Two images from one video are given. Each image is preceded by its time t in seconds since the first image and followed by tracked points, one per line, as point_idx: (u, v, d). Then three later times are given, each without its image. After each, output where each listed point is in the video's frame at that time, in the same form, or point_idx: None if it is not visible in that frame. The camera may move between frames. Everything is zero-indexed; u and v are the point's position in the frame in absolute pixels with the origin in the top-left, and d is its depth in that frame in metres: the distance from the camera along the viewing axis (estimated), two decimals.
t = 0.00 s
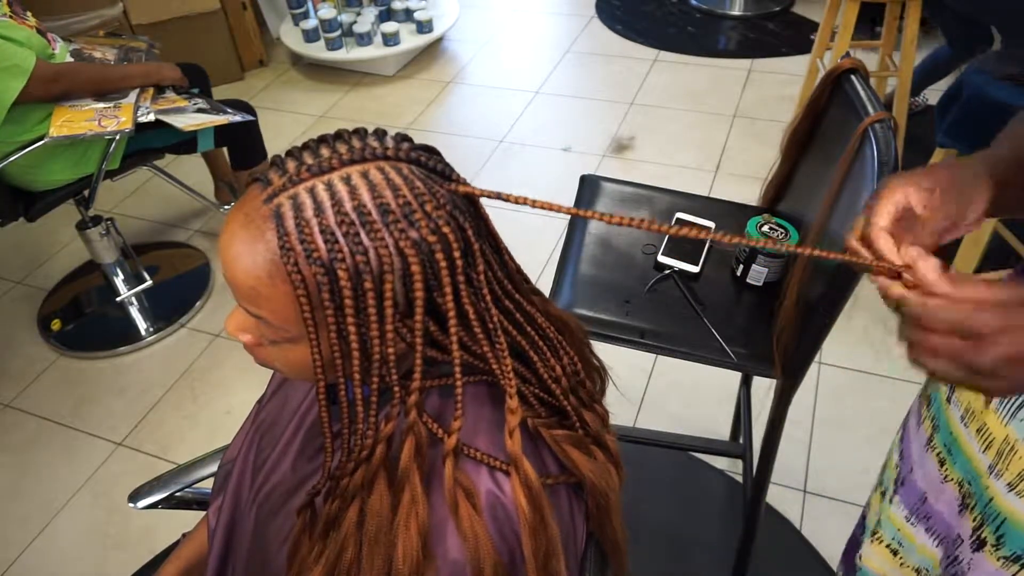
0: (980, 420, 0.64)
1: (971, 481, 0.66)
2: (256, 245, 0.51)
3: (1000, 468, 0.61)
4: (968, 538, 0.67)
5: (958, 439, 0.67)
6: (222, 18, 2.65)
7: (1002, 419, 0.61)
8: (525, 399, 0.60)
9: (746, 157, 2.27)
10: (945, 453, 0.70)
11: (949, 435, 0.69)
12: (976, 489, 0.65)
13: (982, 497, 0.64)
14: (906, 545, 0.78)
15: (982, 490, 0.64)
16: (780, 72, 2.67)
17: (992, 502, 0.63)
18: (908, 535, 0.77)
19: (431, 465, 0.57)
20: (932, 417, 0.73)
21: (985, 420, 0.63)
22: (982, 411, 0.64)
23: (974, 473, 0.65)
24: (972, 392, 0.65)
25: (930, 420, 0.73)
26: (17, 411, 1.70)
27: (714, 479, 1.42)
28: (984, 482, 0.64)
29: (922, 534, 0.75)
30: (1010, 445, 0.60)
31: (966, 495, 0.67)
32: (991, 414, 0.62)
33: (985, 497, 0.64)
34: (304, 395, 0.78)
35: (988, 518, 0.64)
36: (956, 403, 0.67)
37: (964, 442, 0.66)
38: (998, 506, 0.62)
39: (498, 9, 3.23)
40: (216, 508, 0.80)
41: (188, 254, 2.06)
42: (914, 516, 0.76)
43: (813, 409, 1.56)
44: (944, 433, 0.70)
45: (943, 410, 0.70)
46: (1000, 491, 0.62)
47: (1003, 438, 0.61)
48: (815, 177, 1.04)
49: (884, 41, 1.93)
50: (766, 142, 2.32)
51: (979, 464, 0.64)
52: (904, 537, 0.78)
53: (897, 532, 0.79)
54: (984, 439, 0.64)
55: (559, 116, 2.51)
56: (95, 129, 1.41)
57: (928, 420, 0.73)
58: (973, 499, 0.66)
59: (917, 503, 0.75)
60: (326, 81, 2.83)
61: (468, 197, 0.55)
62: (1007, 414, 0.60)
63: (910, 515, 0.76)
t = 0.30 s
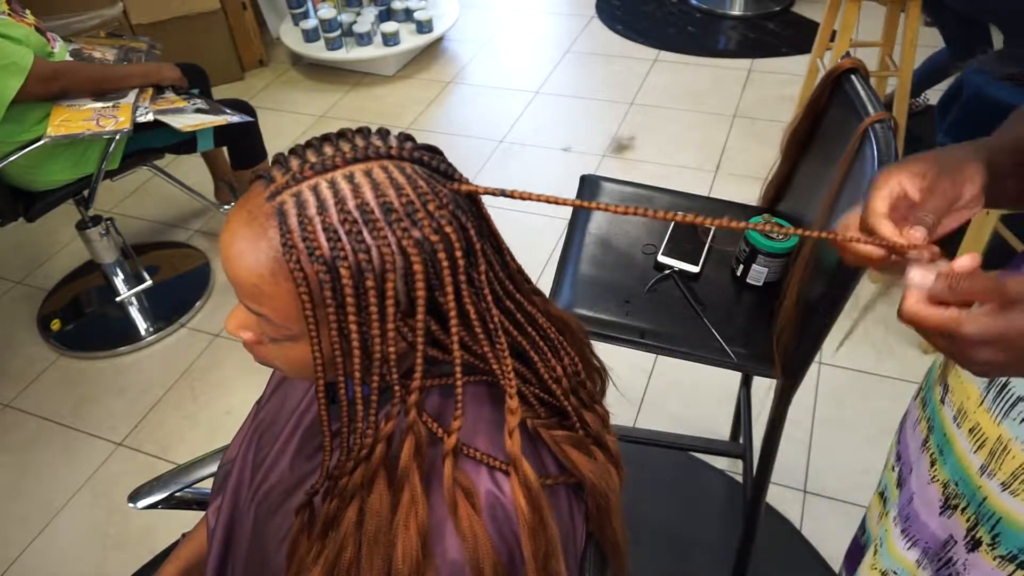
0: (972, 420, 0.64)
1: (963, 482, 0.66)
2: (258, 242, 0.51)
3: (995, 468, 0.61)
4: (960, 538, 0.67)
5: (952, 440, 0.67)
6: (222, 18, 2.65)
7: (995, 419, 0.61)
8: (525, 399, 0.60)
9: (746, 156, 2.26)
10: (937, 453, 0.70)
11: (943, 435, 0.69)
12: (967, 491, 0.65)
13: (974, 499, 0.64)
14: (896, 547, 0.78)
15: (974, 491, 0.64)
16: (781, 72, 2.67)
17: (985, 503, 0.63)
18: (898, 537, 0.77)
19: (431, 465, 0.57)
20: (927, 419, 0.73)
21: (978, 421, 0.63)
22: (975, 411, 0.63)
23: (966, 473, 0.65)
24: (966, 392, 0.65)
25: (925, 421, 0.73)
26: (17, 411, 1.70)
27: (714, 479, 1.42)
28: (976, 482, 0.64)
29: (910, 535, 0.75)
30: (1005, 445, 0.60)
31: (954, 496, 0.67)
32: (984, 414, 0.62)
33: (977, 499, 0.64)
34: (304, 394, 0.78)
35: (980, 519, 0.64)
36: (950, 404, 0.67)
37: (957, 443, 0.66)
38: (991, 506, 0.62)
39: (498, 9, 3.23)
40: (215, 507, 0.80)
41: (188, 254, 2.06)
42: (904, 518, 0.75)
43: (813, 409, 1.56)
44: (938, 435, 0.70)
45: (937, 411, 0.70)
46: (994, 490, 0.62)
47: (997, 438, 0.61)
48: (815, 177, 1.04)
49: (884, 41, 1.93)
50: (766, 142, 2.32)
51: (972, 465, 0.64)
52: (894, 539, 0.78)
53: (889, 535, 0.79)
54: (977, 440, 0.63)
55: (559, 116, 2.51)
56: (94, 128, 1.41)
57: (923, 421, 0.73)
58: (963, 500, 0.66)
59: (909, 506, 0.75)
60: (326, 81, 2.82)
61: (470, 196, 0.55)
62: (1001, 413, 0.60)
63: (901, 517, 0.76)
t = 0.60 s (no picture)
0: (966, 416, 0.64)
1: (956, 478, 0.66)
2: (262, 239, 0.51)
3: (988, 464, 0.61)
4: (952, 535, 0.67)
5: (946, 437, 0.67)
6: (222, 18, 2.65)
7: (988, 415, 0.61)
8: (527, 399, 0.60)
9: (746, 157, 2.26)
10: (931, 450, 0.70)
11: (936, 432, 0.69)
12: (961, 487, 0.65)
13: (967, 495, 0.64)
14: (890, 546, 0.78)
15: (967, 487, 0.64)
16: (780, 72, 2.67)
17: (978, 498, 0.63)
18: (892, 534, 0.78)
19: (432, 463, 0.57)
20: (920, 416, 0.73)
21: (971, 417, 0.63)
22: (968, 407, 0.63)
23: (959, 469, 0.65)
24: (959, 389, 0.65)
25: (919, 418, 0.73)
26: (17, 411, 1.70)
27: (714, 479, 1.42)
28: (969, 478, 0.64)
29: (904, 533, 0.75)
30: (998, 440, 0.60)
31: (948, 493, 0.67)
32: (977, 411, 0.62)
33: (971, 495, 0.64)
34: (304, 392, 0.78)
35: (973, 515, 0.64)
36: (943, 400, 0.67)
37: (950, 439, 0.66)
38: (984, 502, 0.62)
39: (498, 9, 3.23)
40: (215, 506, 0.80)
41: (188, 254, 2.06)
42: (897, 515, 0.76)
43: (813, 409, 1.56)
44: (931, 432, 0.70)
45: (931, 408, 0.70)
46: (987, 486, 0.61)
47: (990, 434, 0.61)
48: (815, 177, 1.04)
49: (883, 41, 1.93)
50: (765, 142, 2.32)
51: (965, 462, 0.64)
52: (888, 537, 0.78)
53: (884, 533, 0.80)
54: (970, 436, 0.63)
55: (559, 116, 2.51)
56: (94, 129, 1.41)
57: (917, 419, 0.73)
58: (957, 497, 0.66)
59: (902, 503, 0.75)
60: (326, 82, 2.82)
61: (473, 194, 0.55)
62: (995, 409, 0.60)
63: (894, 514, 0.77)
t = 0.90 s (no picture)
0: (982, 407, 0.64)
1: (971, 469, 0.66)
2: (255, 242, 0.51)
3: (1007, 455, 0.61)
4: (967, 526, 0.67)
5: (959, 429, 0.67)
6: (222, 18, 2.65)
7: (1006, 407, 0.61)
8: (524, 398, 0.60)
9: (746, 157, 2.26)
10: (943, 442, 0.70)
11: (948, 424, 0.69)
12: (977, 478, 0.65)
13: (984, 486, 0.64)
14: (898, 540, 0.78)
15: (983, 478, 0.64)
16: (780, 72, 2.67)
17: (996, 489, 0.63)
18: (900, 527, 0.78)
19: (429, 464, 0.57)
20: (931, 409, 0.73)
21: (988, 408, 0.63)
22: (985, 399, 0.63)
23: (974, 461, 0.65)
24: (974, 380, 0.65)
25: (929, 412, 0.73)
26: (17, 411, 1.70)
27: (714, 479, 1.42)
28: (986, 470, 0.64)
29: (912, 526, 0.75)
30: (1017, 432, 0.60)
31: (962, 484, 0.67)
32: (994, 402, 0.62)
33: (988, 485, 0.64)
34: (303, 394, 0.78)
35: (991, 506, 0.64)
36: (958, 392, 0.67)
37: (965, 431, 0.66)
38: (1003, 492, 0.62)
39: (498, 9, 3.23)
40: (215, 507, 0.80)
41: (188, 254, 2.06)
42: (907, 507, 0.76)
43: (813, 409, 1.56)
44: (943, 424, 0.70)
45: (943, 401, 0.70)
46: (1005, 477, 0.62)
47: (1008, 426, 0.61)
48: (815, 177, 1.04)
49: (883, 41, 1.93)
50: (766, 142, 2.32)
51: (981, 453, 0.64)
52: (896, 530, 0.78)
53: (891, 526, 0.80)
54: (987, 427, 0.63)
55: (558, 116, 2.51)
56: (94, 129, 1.41)
57: (927, 411, 0.73)
58: (972, 488, 0.66)
59: (911, 496, 0.75)
60: (326, 82, 2.82)
61: (467, 194, 0.55)
62: (1012, 400, 0.60)
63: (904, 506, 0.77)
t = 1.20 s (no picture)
0: (986, 402, 0.64)
1: (973, 464, 0.66)
2: (257, 241, 0.51)
3: (1009, 450, 0.61)
4: (966, 520, 0.67)
5: (964, 424, 0.67)
6: (222, 18, 2.65)
7: (1009, 402, 0.60)
8: (525, 399, 0.60)
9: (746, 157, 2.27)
10: (948, 437, 0.70)
11: (954, 419, 0.69)
12: (979, 473, 0.65)
13: (985, 480, 0.64)
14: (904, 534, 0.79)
15: (985, 472, 0.64)
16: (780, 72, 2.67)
17: (996, 484, 0.62)
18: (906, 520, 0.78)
19: (430, 464, 0.57)
20: (937, 403, 0.73)
21: (992, 403, 0.63)
22: (989, 394, 0.63)
23: (977, 455, 0.65)
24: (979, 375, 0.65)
25: (936, 406, 0.73)
26: (17, 411, 1.70)
27: (714, 479, 1.42)
28: (988, 464, 0.64)
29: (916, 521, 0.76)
30: (1019, 426, 0.60)
31: (963, 478, 0.67)
32: (998, 397, 0.62)
33: (989, 480, 0.64)
34: (304, 394, 0.78)
35: (990, 500, 0.64)
36: (963, 387, 0.67)
37: (969, 426, 0.66)
38: (1003, 487, 0.62)
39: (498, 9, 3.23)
40: (215, 507, 0.80)
41: (188, 254, 2.06)
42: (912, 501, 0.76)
43: (813, 409, 1.56)
44: (949, 419, 0.70)
45: (949, 396, 0.70)
46: (1006, 471, 0.61)
47: (1011, 421, 0.60)
48: (815, 177, 1.04)
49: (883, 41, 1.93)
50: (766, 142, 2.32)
51: (984, 447, 0.64)
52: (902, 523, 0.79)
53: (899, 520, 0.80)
54: (990, 422, 0.63)
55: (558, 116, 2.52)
56: (94, 129, 1.41)
57: (934, 406, 0.73)
58: (973, 482, 0.66)
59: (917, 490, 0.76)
60: (326, 82, 2.82)
61: (468, 194, 0.55)
62: (1015, 395, 0.60)
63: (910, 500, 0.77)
